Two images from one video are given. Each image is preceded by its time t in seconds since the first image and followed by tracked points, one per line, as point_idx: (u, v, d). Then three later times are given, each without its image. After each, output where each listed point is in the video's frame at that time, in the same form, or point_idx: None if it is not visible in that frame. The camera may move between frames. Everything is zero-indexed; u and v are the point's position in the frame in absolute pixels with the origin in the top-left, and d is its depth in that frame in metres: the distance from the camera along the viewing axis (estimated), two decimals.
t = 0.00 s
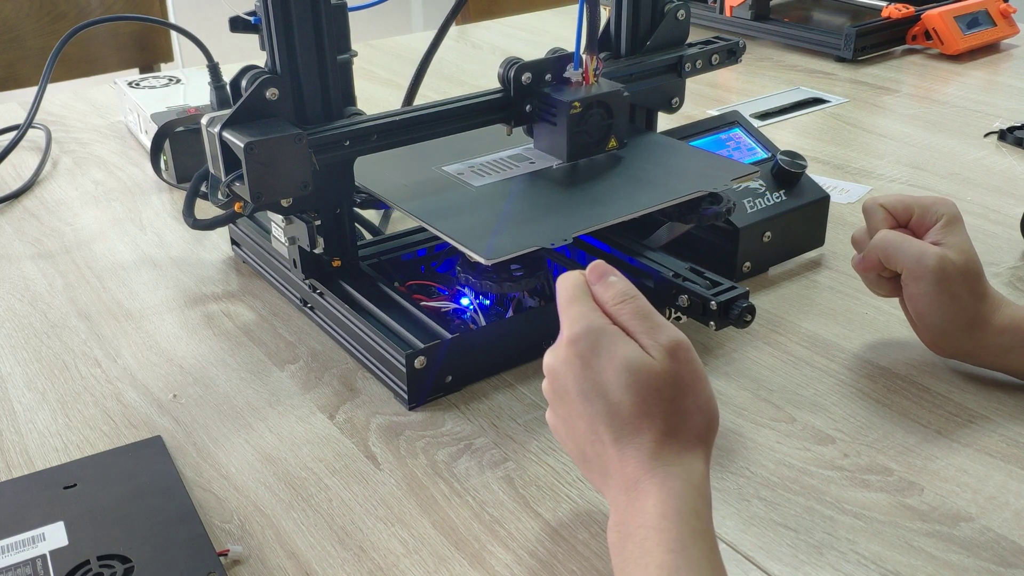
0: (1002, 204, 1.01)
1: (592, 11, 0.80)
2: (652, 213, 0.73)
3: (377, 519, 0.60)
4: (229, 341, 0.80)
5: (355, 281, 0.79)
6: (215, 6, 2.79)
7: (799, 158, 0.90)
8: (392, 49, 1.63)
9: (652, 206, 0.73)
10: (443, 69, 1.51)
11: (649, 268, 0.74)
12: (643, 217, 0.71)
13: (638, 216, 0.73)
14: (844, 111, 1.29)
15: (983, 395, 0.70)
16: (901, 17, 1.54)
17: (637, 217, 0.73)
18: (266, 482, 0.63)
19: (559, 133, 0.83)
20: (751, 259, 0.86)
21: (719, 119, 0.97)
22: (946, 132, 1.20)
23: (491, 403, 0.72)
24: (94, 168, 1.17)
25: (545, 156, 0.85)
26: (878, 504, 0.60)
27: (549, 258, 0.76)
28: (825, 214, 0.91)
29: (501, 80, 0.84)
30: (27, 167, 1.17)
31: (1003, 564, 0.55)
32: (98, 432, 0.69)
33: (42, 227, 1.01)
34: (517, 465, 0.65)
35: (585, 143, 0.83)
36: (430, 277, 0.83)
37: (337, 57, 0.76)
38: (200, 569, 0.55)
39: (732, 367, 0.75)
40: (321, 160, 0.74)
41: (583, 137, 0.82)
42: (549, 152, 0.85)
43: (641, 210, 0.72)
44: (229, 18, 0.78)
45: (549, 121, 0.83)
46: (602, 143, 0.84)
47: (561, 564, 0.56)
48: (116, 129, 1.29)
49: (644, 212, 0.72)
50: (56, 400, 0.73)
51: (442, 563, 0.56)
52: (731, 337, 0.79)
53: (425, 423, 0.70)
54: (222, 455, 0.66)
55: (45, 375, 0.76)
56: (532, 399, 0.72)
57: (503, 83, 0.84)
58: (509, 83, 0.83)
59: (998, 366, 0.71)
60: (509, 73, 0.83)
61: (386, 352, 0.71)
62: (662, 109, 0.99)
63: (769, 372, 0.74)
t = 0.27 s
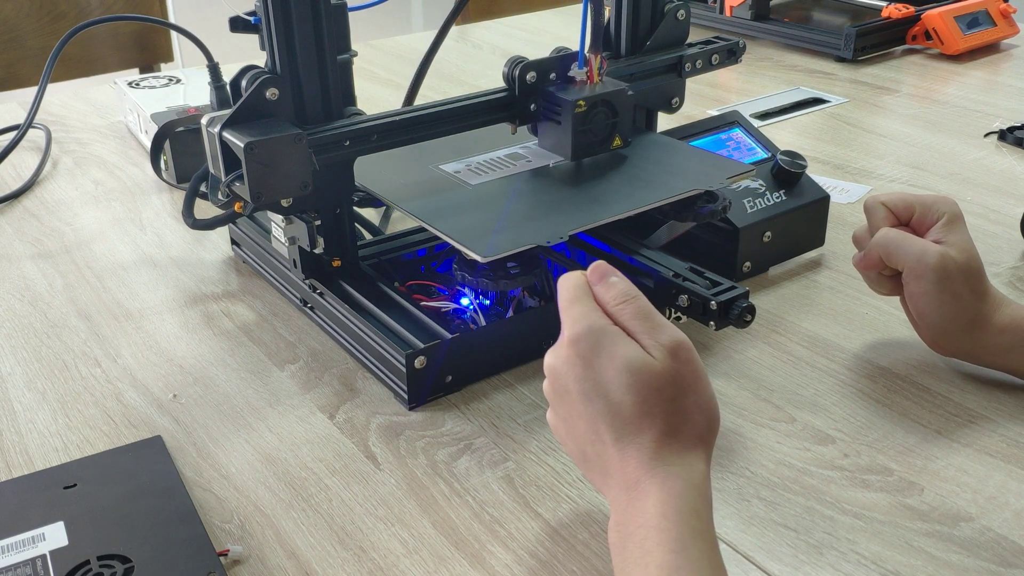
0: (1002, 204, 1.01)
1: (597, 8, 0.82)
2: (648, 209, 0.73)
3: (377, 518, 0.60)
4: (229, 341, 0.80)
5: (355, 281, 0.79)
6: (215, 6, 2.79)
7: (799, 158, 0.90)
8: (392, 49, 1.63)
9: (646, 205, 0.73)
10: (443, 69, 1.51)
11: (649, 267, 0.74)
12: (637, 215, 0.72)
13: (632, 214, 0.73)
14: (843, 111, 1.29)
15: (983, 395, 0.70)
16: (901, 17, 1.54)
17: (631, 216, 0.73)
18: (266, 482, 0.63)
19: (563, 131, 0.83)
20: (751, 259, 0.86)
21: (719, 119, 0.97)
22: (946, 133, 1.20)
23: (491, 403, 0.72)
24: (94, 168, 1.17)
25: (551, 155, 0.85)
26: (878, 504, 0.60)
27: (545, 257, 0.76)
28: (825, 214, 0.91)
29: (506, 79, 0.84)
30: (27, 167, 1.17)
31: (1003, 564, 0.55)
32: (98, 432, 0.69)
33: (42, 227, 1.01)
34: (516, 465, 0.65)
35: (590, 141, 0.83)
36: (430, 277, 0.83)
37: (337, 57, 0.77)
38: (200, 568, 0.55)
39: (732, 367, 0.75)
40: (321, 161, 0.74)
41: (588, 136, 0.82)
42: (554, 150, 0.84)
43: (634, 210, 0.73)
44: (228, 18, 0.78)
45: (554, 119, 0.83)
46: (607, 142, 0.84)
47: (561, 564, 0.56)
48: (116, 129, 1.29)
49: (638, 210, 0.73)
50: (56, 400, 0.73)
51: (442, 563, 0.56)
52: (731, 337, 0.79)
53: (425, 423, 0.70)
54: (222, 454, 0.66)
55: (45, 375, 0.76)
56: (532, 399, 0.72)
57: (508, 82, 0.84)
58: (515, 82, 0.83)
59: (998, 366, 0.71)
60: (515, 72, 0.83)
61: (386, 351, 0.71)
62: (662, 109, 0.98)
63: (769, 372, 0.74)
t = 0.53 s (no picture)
0: (1002, 204, 1.01)
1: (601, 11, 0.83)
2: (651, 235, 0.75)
3: (377, 518, 0.60)
4: (229, 341, 0.80)
5: (355, 281, 0.79)
6: (215, 6, 2.79)
7: (799, 158, 0.90)
8: (392, 49, 1.63)
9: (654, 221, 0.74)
10: (443, 69, 1.51)
11: (649, 267, 0.74)
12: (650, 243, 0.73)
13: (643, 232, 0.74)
14: (843, 111, 1.29)
15: (983, 395, 0.70)
16: (901, 17, 1.54)
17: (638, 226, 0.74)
18: (266, 482, 0.63)
19: (567, 130, 0.82)
20: (751, 259, 0.86)
21: (719, 119, 0.97)
22: (946, 133, 1.20)
23: (491, 403, 0.72)
24: (94, 168, 1.17)
25: (557, 155, 0.85)
26: (878, 504, 0.60)
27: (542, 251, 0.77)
28: (825, 214, 0.91)
29: (511, 78, 0.84)
30: (27, 167, 1.17)
31: (1003, 564, 0.55)
32: (98, 432, 0.69)
33: (42, 228, 1.01)
34: (517, 465, 0.65)
35: (595, 140, 0.82)
36: (430, 277, 0.83)
37: (337, 57, 0.77)
38: (200, 568, 0.55)
39: (732, 367, 0.75)
40: (321, 161, 0.74)
41: (593, 135, 0.82)
42: (557, 149, 0.84)
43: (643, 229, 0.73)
44: (228, 18, 0.78)
45: (558, 118, 0.83)
46: (611, 141, 0.83)
47: (561, 564, 0.56)
48: (116, 129, 1.29)
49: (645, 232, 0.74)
50: (56, 400, 0.73)
51: (442, 563, 0.56)
52: (731, 337, 0.79)
53: (425, 423, 0.70)
54: (222, 454, 0.66)
55: (45, 375, 0.76)
56: (532, 399, 0.72)
57: (512, 81, 0.84)
58: (519, 81, 0.83)
59: (998, 366, 0.72)
60: (519, 71, 0.83)
61: (386, 351, 0.71)
62: (662, 109, 0.99)
63: (769, 372, 0.74)
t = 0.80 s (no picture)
0: (1002, 204, 1.01)
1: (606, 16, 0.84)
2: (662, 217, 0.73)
3: (377, 518, 0.60)
4: (229, 341, 0.80)
5: (355, 281, 0.79)
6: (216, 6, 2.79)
7: (799, 158, 0.90)
8: (392, 49, 1.63)
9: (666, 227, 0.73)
10: (443, 69, 1.51)
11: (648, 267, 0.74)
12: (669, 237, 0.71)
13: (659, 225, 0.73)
14: (843, 111, 1.29)
15: (983, 395, 0.70)
16: (901, 17, 1.55)
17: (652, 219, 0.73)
18: (266, 482, 0.63)
19: (569, 129, 0.82)
20: (751, 259, 0.86)
21: (720, 119, 0.97)
22: (946, 133, 1.20)
23: (491, 403, 0.72)
24: (94, 168, 1.17)
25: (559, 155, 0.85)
26: (878, 504, 0.60)
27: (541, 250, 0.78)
28: (825, 214, 0.91)
29: (513, 77, 0.84)
30: (27, 167, 1.17)
31: (1004, 564, 0.55)
32: (98, 432, 0.69)
33: (42, 228, 1.01)
34: (517, 465, 0.65)
35: (598, 140, 0.82)
36: (430, 278, 0.83)
37: (337, 57, 0.76)
38: (200, 569, 0.55)
39: (732, 367, 0.75)
40: (321, 161, 0.74)
41: (596, 134, 0.82)
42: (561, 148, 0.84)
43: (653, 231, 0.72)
44: (228, 18, 0.78)
45: (561, 117, 0.83)
46: (613, 140, 0.83)
47: (561, 564, 0.56)
48: (116, 129, 1.29)
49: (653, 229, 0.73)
50: (56, 400, 0.73)
51: (442, 563, 0.56)
52: (731, 337, 0.79)
53: (425, 423, 0.70)
54: (222, 455, 0.66)
55: (45, 375, 0.76)
56: (532, 399, 0.72)
57: (514, 80, 0.84)
58: (521, 80, 0.83)
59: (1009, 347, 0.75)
60: (521, 71, 0.83)
61: (386, 351, 0.71)
62: (662, 109, 0.99)
63: (769, 372, 0.74)
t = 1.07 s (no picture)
0: (1002, 204, 1.01)
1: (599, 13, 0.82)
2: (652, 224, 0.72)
3: (377, 518, 0.60)
4: (230, 341, 0.80)
5: (355, 281, 0.79)
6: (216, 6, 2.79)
7: (799, 158, 0.90)
8: (392, 49, 1.63)
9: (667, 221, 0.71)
10: (443, 69, 1.51)
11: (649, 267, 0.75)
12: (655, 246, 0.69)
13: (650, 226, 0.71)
14: (843, 111, 1.29)
15: (983, 395, 0.70)
16: (901, 17, 1.55)
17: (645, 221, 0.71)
18: (266, 482, 0.63)
19: (565, 130, 0.82)
20: (752, 259, 0.86)
21: (720, 119, 0.97)
22: (946, 133, 1.20)
23: (491, 403, 0.72)
24: (94, 168, 1.17)
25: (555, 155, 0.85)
26: (878, 504, 0.60)
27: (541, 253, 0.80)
28: (825, 214, 0.91)
29: (508, 78, 0.84)
30: (27, 167, 1.17)
31: (1004, 564, 0.55)
32: (98, 432, 0.69)
33: (42, 228, 1.01)
34: (517, 465, 0.65)
35: (595, 140, 0.82)
36: (430, 278, 0.83)
37: (337, 56, 0.76)
38: (200, 569, 0.55)
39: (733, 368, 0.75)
40: (321, 160, 0.74)
41: (593, 134, 0.82)
42: (556, 149, 0.84)
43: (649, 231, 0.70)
44: (228, 18, 0.78)
45: (556, 118, 0.83)
46: (610, 141, 0.83)
47: (561, 564, 0.56)
48: (116, 129, 1.29)
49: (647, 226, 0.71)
50: (56, 399, 0.73)
51: (442, 563, 0.56)
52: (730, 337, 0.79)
53: (425, 423, 0.70)
54: (222, 454, 0.66)
55: (45, 375, 0.76)
56: (532, 399, 0.72)
57: (511, 81, 0.84)
58: (517, 81, 0.83)
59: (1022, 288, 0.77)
60: (517, 72, 0.83)
61: (386, 351, 0.71)
62: (662, 109, 0.99)
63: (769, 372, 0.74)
